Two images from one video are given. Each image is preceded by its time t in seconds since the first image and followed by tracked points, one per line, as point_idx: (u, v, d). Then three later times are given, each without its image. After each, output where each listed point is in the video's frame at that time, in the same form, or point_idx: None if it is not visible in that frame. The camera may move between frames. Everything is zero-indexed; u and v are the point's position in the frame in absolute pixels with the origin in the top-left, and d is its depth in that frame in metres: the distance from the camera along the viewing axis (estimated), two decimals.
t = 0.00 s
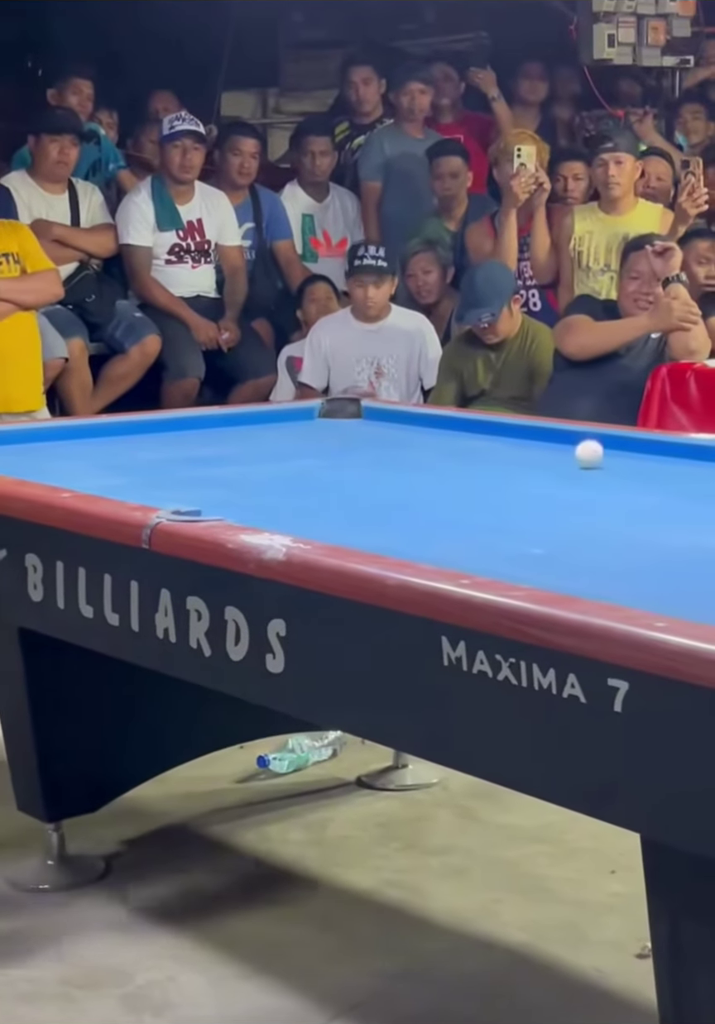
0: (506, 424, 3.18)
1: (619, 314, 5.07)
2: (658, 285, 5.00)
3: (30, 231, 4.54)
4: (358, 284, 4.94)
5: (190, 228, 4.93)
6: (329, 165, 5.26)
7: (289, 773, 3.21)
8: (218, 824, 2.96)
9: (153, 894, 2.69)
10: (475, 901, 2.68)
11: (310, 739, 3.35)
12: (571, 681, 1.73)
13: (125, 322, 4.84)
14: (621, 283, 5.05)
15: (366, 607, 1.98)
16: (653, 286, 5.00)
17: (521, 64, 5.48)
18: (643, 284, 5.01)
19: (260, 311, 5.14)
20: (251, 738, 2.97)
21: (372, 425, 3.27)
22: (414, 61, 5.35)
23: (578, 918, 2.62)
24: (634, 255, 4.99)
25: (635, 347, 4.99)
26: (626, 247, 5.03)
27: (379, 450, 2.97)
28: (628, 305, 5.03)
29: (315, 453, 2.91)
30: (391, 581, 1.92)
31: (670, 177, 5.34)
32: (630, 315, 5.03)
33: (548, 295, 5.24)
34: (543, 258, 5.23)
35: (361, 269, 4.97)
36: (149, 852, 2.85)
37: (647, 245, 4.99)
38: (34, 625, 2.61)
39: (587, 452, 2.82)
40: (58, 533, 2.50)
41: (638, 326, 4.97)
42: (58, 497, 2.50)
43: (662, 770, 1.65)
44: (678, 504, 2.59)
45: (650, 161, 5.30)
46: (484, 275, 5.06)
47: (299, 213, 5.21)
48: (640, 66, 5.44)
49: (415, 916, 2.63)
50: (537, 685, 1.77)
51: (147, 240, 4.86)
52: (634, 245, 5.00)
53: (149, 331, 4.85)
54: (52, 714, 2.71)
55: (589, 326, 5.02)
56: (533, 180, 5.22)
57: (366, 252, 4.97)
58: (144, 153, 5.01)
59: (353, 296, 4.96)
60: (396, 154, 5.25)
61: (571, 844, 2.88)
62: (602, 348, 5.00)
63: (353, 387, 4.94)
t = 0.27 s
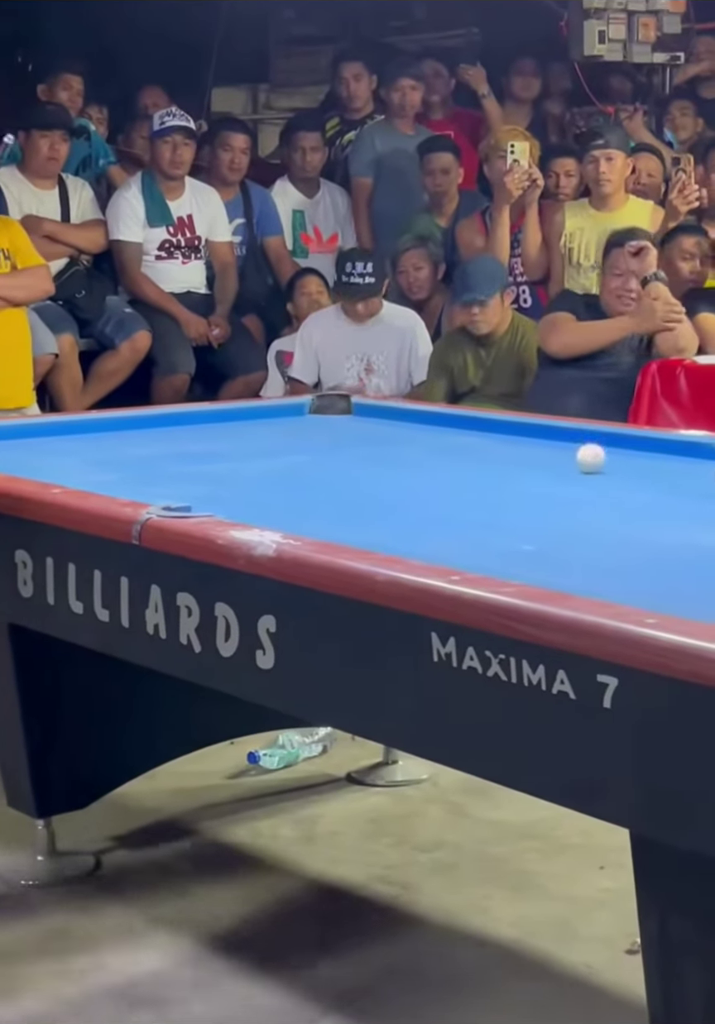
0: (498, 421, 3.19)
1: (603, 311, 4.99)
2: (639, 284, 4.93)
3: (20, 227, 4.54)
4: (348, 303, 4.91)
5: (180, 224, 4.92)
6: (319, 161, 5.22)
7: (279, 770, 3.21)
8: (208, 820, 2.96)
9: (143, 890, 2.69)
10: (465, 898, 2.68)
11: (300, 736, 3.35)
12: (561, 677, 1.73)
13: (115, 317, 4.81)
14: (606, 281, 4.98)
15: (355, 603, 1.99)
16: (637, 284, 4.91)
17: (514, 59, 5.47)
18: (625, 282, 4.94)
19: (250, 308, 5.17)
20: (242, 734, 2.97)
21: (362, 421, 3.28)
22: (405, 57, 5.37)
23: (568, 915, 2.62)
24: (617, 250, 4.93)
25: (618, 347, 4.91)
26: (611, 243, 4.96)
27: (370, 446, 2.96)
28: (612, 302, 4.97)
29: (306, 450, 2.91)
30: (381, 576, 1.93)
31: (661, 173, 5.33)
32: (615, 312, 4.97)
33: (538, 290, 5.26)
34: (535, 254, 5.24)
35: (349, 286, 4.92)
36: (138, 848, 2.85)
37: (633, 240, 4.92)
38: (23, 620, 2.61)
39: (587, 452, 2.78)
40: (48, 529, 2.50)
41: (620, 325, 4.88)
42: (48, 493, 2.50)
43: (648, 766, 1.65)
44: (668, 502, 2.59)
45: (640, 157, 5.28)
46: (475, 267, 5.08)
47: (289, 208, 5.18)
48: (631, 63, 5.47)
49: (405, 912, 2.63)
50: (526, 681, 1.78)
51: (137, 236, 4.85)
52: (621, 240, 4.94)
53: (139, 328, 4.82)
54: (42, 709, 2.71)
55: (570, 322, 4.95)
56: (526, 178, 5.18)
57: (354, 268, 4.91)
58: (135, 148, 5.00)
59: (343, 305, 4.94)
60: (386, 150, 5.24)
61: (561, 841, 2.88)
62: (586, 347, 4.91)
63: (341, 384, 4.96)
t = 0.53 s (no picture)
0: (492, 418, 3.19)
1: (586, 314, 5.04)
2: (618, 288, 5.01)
3: (14, 223, 4.53)
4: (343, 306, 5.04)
5: (174, 221, 4.94)
6: (314, 157, 5.26)
7: (274, 766, 3.22)
8: (202, 817, 2.96)
9: (138, 887, 2.69)
10: (458, 894, 2.68)
11: (295, 732, 3.35)
12: (555, 673, 1.73)
13: (110, 314, 4.85)
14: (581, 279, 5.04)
15: (351, 600, 1.99)
16: (615, 282, 5.00)
17: (508, 56, 5.43)
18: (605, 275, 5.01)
19: (245, 304, 5.16)
20: (236, 731, 2.97)
21: (355, 419, 3.28)
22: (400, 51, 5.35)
23: (562, 911, 2.62)
24: (596, 242, 5.00)
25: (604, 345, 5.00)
26: (587, 237, 5.05)
27: (364, 444, 2.96)
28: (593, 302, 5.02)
29: (300, 446, 2.91)
30: (377, 573, 1.93)
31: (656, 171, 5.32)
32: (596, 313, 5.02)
33: (532, 288, 5.21)
34: (530, 252, 5.24)
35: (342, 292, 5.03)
36: (133, 844, 2.85)
37: (613, 233, 5.00)
38: (18, 617, 2.61)
39: (590, 458, 2.71)
40: (43, 526, 2.49)
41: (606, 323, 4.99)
42: (43, 490, 2.50)
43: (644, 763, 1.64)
44: (662, 497, 2.60)
45: (635, 153, 5.28)
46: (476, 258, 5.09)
47: (284, 205, 5.21)
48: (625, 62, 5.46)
49: (399, 908, 2.64)
50: (521, 678, 1.77)
51: (132, 233, 4.87)
52: (598, 234, 5.02)
53: (133, 323, 4.85)
54: (37, 705, 2.71)
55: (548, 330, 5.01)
56: (521, 176, 5.23)
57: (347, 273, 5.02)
58: (130, 146, 4.96)
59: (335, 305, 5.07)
60: (381, 147, 5.28)
61: (555, 838, 2.89)
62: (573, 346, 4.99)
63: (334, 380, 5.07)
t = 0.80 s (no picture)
0: (488, 414, 3.19)
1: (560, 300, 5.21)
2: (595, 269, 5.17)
3: (9, 219, 4.53)
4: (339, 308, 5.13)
5: (169, 217, 4.95)
6: (309, 154, 5.26)
7: (268, 761, 3.22)
8: (197, 812, 2.97)
9: (132, 882, 2.70)
10: (452, 888, 2.69)
11: (289, 728, 3.36)
12: (549, 669, 1.74)
13: (104, 310, 4.84)
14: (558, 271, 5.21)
15: (346, 595, 1.99)
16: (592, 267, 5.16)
17: (502, 51, 5.33)
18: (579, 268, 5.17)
19: (240, 299, 5.14)
20: (231, 726, 2.98)
21: (349, 415, 3.28)
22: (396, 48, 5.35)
23: (555, 905, 2.63)
24: (571, 235, 5.15)
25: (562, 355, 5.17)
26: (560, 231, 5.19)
27: (358, 439, 2.97)
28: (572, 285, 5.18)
29: (295, 442, 2.91)
30: (371, 568, 1.94)
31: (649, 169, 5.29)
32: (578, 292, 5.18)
33: (527, 285, 5.26)
34: (524, 248, 5.28)
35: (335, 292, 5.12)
36: (128, 839, 2.86)
37: (588, 224, 5.15)
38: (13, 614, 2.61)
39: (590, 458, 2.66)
40: (38, 522, 2.50)
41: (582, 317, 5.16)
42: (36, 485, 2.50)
43: (636, 759, 1.65)
44: (657, 494, 2.60)
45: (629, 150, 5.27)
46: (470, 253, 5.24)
47: (278, 202, 5.21)
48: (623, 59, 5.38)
49: (393, 902, 2.64)
50: (514, 673, 1.78)
51: (126, 229, 4.89)
52: (573, 226, 5.17)
53: (128, 320, 4.86)
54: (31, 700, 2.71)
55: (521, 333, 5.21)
56: (515, 171, 5.27)
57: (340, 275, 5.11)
58: (125, 142, 4.93)
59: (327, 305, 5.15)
60: (375, 143, 5.30)
61: (547, 832, 2.90)
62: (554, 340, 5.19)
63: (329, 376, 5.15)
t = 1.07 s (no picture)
0: (483, 411, 3.21)
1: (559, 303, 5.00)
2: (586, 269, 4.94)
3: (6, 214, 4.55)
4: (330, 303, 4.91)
5: (166, 214, 4.92)
6: (305, 151, 5.25)
7: (264, 756, 3.24)
8: (194, 807, 2.98)
9: (130, 875, 2.71)
10: (447, 883, 2.70)
11: (285, 723, 3.37)
12: (544, 663, 1.75)
13: (101, 306, 4.86)
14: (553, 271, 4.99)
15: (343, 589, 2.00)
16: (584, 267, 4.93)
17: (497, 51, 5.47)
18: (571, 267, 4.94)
19: (236, 297, 5.17)
20: (228, 721, 2.99)
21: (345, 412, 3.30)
22: (390, 49, 5.37)
23: (550, 900, 2.64)
24: (563, 235, 4.92)
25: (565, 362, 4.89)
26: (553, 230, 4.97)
27: (353, 436, 2.98)
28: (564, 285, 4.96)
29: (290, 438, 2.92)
30: (367, 562, 1.95)
31: (646, 166, 5.22)
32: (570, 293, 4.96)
33: (523, 282, 5.21)
34: (520, 245, 5.21)
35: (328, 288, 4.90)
36: (125, 834, 2.87)
37: (579, 222, 4.92)
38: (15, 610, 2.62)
39: (594, 463, 2.62)
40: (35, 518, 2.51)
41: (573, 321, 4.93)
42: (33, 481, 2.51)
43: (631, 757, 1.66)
44: (652, 490, 2.61)
45: (625, 149, 5.19)
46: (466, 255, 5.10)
47: (275, 199, 5.19)
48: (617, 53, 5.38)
49: (389, 896, 2.66)
50: (509, 668, 1.79)
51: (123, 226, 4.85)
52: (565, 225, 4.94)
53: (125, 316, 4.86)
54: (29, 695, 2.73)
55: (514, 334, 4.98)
56: (511, 169, 5.17)
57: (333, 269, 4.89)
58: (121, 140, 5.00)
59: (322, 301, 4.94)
60: (371, 141, 5.27)
61: (542, 827, 2.91)
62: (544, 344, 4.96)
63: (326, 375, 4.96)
